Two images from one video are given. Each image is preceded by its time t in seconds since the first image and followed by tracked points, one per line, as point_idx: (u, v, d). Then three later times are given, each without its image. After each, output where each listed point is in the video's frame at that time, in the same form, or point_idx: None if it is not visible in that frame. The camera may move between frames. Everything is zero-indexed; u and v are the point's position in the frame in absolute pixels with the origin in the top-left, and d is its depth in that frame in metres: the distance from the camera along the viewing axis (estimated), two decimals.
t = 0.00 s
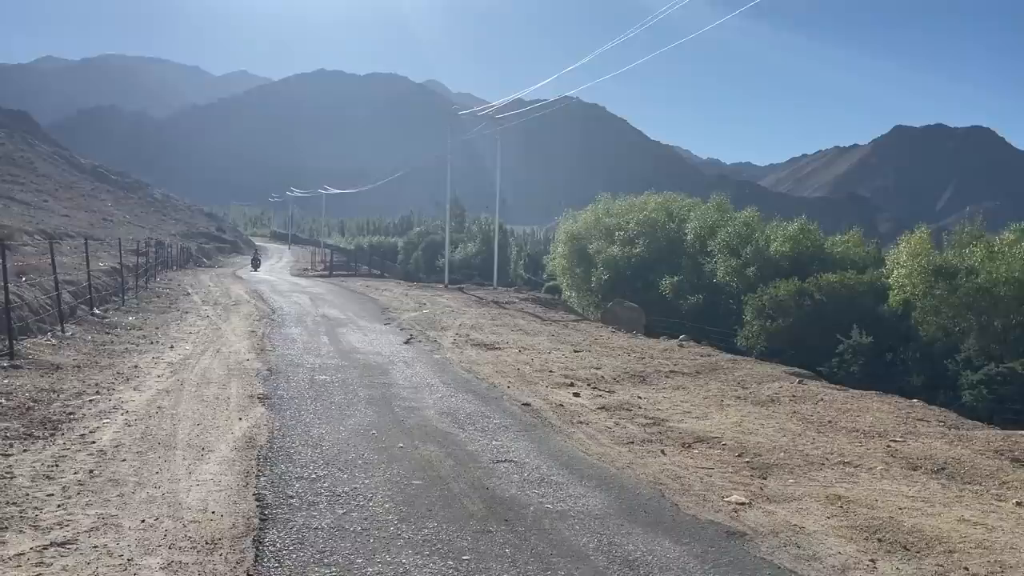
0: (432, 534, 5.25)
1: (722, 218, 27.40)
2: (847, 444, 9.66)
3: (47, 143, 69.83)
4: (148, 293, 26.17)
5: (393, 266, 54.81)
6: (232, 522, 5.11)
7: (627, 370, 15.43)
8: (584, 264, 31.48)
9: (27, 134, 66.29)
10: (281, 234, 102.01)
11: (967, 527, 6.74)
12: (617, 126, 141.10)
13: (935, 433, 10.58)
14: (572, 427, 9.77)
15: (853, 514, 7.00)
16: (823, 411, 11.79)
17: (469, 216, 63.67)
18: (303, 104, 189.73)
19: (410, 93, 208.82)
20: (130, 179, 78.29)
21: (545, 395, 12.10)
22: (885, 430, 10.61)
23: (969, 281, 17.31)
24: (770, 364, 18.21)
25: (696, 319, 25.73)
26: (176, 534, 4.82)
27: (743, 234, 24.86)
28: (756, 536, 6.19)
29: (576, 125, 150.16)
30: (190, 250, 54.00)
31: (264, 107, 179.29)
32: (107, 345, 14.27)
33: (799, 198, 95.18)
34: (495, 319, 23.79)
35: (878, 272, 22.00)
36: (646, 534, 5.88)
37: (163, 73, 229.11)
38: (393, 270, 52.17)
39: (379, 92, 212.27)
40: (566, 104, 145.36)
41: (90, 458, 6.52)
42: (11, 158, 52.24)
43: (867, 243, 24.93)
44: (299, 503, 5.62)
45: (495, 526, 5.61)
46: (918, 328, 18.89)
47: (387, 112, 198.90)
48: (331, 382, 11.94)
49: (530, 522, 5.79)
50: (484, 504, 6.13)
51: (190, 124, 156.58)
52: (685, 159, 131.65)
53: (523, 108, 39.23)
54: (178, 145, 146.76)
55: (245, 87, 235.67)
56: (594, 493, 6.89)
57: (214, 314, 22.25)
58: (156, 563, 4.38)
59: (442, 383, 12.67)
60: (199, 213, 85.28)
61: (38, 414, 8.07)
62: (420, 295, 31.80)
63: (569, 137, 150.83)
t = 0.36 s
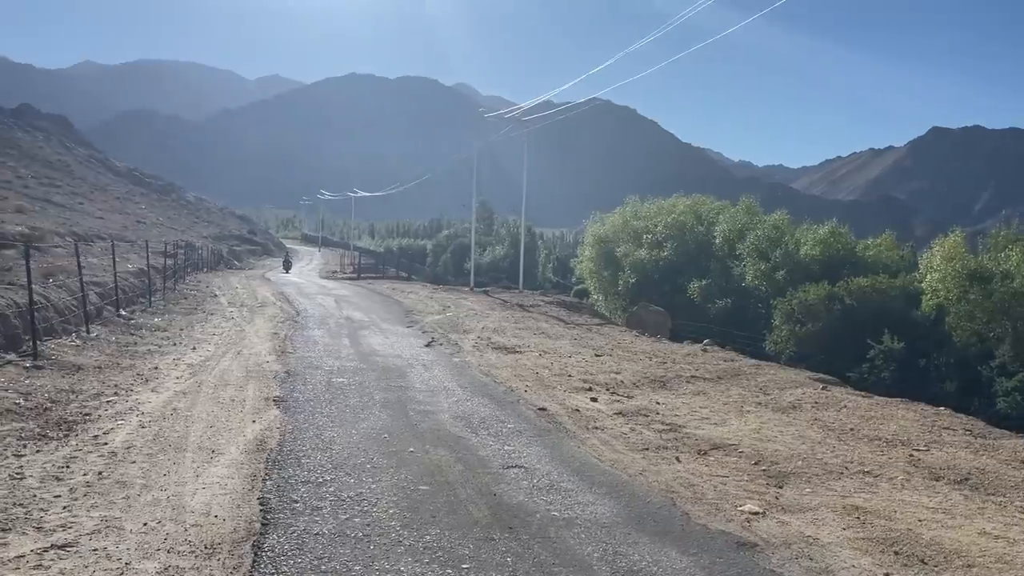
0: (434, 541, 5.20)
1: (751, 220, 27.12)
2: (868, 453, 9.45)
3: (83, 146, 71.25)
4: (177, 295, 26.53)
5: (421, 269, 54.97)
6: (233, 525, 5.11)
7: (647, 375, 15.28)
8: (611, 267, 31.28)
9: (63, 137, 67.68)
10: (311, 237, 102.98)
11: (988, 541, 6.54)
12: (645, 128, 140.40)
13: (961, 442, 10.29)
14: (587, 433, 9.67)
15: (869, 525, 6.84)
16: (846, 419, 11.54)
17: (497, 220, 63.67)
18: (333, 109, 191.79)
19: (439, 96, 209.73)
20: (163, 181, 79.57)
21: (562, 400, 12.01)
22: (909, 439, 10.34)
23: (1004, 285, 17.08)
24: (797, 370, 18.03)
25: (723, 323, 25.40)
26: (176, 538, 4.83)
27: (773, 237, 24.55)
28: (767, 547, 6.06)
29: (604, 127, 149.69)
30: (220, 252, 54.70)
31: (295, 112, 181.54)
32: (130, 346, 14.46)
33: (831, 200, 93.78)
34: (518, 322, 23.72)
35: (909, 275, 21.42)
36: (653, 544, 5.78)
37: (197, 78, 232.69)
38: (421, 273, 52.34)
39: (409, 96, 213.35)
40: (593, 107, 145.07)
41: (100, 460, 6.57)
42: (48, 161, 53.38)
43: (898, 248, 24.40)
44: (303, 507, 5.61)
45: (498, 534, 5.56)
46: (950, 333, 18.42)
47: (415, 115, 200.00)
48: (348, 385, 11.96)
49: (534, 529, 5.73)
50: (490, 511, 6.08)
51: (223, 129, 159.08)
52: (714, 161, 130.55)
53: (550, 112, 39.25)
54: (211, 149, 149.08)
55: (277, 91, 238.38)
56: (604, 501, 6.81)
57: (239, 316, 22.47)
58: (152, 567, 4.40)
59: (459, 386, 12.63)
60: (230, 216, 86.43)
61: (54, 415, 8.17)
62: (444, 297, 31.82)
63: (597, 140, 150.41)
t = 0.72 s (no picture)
0: (433, 543, 5.11)
1: (771, 220, 26.82)
2: (885, 455, 9.25)
3: (105, 148, 72.03)
4: (194, 295, 26.67)
5: (439, 270, 54.97)
6: (230, 525, 5.06)
7: (660, 375, 15.11)
8: (630, 268, 31.05)
9: (85, 139, 68.48)
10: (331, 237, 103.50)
11: (1007, 546, 6.34)
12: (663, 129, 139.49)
13: (981, 444, 10.05)
14: (597, 433, 9.55)
15: (883, 529, 6.66)
16: (862, 420, 11.33)
17: (516, 220, 63.52)
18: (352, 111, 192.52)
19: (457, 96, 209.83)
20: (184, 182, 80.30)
21: (573, 400, 11.87)
22: (927, 440, 10.13)
23: None
24: (814, 370, 17.55)
25: (742, 324, 25.13)
26: (171, 539, 4.79)
27: (792, 237, 24.26)
28: (776, 551, 5.91)
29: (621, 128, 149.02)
30: (240, 253, 55.03)
31: (314, 113, 182.64)
32: (142, 345, 14.51)
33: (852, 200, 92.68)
34: (533, 323, 23.61)
35: (931, 275, 21.09)
36: (659, 546, 5.67)
37: (218, 81, 234.79)
38: (440, 274, 52.34)
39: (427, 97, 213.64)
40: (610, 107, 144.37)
41: (103, 458, 6.56)
42: (70, 162, 54.01)
43: (917, 248, 24.02)
44: (302, 508, 5.54)
45: (500, 535, 5.46)
46: (973, 334, 18.15)
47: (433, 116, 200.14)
48: (358, 385, 11.89)
49: (538, 532, 5.62)
50: (493, 512, 5.97)
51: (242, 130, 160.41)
52: (734, 161, 129.54)
53: (566, 113, 39.09)
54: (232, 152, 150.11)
55: (297, 93, 239.74)
56: (610, 502, 6.69)
57: (254, 316, 22.53)
58: (144, 568, 4.36)
59: (470, 386, 12.53)
60: (250, 217, 87.02)
61: (61, 414, 8.18)
62: (461, 298, 31.76)
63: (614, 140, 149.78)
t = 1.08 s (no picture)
0: (440, 555, 5.01)
1: (790, 224, 26.55)
2: (906, 464, 9.03)
3: (126, 153, 72.77)
4: (211, 299, 26.77)
5: (457, 274, 54.91)
6: (233, 536, 4.99)
7: (677, 381, 14.92)
8: (647, 272, 30.80)
9: (107, 144, 69.22)
10: (349, 242, 103.90)
11: None
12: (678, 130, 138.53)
13: (1006, 454, 9.79)
14: (611, 441, 9.40)
15: (906, 543, 6.46)
16: (882, 428, 11.09)
17: (533, 224, 63.35)
18: (370, 115, 193.41)
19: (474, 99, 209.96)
20: (204, 186, 80.94)
21: (588, 407, 11.72)
22: (949, 449, 9.89)
23: None
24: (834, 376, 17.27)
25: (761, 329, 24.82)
26: (172, 550, 4.72)
27: (811, 241, 23.98)
28: (793, 565, 5.75)
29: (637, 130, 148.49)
30: (258, 257, 55.30)
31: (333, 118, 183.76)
32: (157, 349, 14.54)
33: (873, 203, 91.75)
34: (548, 327, 23.46)
35: (954, 279, 20.74)
36: (672, 559, 5.53)
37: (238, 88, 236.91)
38: (457, 278, 52.28)
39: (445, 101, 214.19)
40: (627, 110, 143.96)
41: (109, 466, 6.53)
42: (91, 167, 54.56)
43: (939, 251, 23.64)
44: (308, 518, 5.44)
45: (509, 547, 5.35)
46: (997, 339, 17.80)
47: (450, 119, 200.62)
48: (370, 391, 11.80)
49: (548, 544, 5.51)
50: (502, 523, 5.87)
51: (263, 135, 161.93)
52: (753, 164, 128.79)
53: (582, 116, 38.91)
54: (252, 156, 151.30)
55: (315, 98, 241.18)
56: (623, 513, 6.55)
57: (270, 320, 22.57)
58: None
59: (483, 392, 12.42)
60: (269, 221, 87.51)
61: (70, 420, 8.16)
62: (476, 302, 31.66)
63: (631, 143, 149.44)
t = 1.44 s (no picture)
0: (439, 563, 4.98)
1: (805, 227, 26.35)
2: (918, 472, 8.90)
3: (143, 159, 73.38)
4: (224, 304, 26.89)
5: (471, 278, 54.89)
6: (232, 543, 4.99)
7: (687, 386, 14.80)
8: (661, 276, 30.70)
9: (124, 150, 69.83)
10: (364, 246, 104.25)
11: None
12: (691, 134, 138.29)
13: (1021, 462, 9.62)
14: (618, 447, 9.34)
15: (915, 552, 6.35)
16: (894, 434, 10.95)
17: (548, 228, 63.20)
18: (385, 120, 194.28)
19: (487, 103, 210.19)
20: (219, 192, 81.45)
21: (596, 412, 11.64)
22: (962, 456, 9.75)
23: None
24: (848, 382, 17.12)
25: (775, 333, 24.64)
26: (171, 557, 4.74)
27: (827, 244, 23.78)
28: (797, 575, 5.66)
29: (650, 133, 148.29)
30: (273, 262, 55.58)
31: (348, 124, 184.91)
32: (167, 354, 14.60)
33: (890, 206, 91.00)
34: (560, 331, 23.38)
35: (972, 284, 20.50)
36: (676, 569, 5.47)
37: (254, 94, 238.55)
38: (471, 283, 52.24)
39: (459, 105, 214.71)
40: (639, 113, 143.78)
41: (113, 472, 6.55)
42: (109, 173, 55.04)
43: (956, 254, 23.32)
44: (307, 524, 5.42)
45: (509, 555, 5.32)
46: (1015, 344, 17.60)
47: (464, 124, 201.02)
48: (378, 395, 11.78)
49: (548, 553, 5.47)
50: (504, 531, 5.83)
51: (279, 141, 163.24)
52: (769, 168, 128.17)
53: (595, 119, 38.86)
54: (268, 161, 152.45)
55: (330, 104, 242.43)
56: (627, 521, 6.48)
57: (281, 325, 22.63)
58: None
59: (490, 397, 12.39)
60: (284, 226, 87.93)
61: (77, 425, 8.21)
62: (488, 306, 31.61)
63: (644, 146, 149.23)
